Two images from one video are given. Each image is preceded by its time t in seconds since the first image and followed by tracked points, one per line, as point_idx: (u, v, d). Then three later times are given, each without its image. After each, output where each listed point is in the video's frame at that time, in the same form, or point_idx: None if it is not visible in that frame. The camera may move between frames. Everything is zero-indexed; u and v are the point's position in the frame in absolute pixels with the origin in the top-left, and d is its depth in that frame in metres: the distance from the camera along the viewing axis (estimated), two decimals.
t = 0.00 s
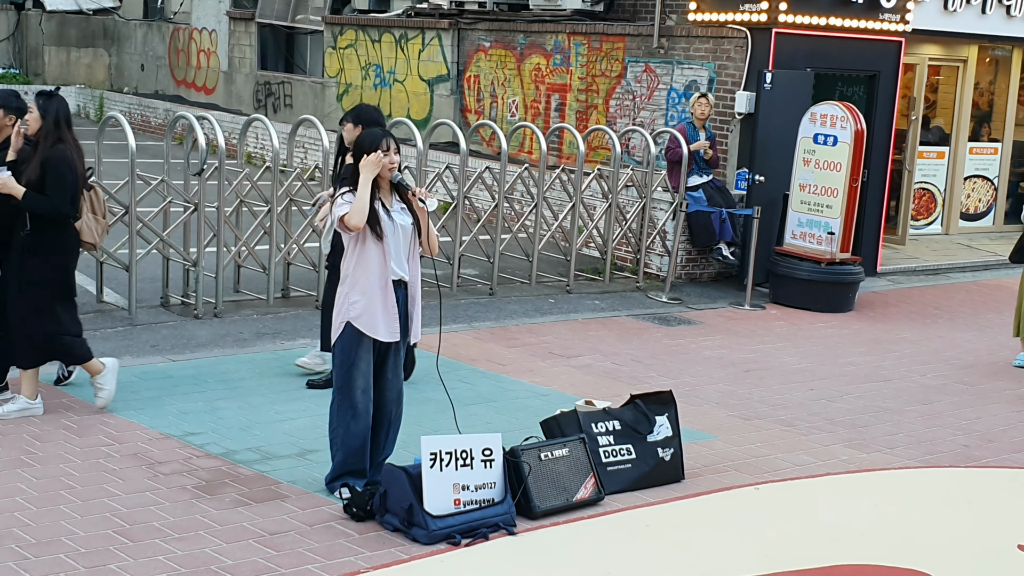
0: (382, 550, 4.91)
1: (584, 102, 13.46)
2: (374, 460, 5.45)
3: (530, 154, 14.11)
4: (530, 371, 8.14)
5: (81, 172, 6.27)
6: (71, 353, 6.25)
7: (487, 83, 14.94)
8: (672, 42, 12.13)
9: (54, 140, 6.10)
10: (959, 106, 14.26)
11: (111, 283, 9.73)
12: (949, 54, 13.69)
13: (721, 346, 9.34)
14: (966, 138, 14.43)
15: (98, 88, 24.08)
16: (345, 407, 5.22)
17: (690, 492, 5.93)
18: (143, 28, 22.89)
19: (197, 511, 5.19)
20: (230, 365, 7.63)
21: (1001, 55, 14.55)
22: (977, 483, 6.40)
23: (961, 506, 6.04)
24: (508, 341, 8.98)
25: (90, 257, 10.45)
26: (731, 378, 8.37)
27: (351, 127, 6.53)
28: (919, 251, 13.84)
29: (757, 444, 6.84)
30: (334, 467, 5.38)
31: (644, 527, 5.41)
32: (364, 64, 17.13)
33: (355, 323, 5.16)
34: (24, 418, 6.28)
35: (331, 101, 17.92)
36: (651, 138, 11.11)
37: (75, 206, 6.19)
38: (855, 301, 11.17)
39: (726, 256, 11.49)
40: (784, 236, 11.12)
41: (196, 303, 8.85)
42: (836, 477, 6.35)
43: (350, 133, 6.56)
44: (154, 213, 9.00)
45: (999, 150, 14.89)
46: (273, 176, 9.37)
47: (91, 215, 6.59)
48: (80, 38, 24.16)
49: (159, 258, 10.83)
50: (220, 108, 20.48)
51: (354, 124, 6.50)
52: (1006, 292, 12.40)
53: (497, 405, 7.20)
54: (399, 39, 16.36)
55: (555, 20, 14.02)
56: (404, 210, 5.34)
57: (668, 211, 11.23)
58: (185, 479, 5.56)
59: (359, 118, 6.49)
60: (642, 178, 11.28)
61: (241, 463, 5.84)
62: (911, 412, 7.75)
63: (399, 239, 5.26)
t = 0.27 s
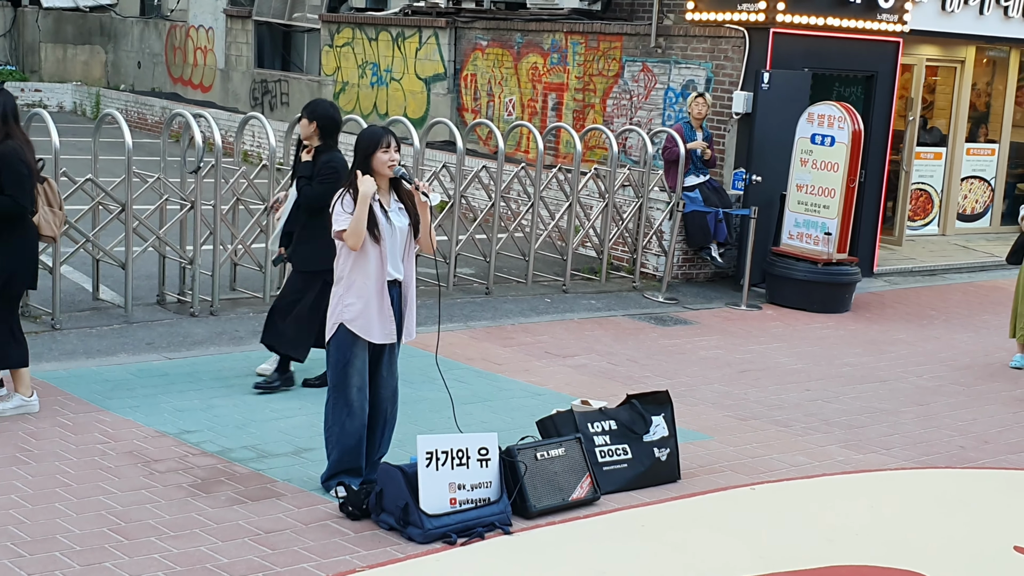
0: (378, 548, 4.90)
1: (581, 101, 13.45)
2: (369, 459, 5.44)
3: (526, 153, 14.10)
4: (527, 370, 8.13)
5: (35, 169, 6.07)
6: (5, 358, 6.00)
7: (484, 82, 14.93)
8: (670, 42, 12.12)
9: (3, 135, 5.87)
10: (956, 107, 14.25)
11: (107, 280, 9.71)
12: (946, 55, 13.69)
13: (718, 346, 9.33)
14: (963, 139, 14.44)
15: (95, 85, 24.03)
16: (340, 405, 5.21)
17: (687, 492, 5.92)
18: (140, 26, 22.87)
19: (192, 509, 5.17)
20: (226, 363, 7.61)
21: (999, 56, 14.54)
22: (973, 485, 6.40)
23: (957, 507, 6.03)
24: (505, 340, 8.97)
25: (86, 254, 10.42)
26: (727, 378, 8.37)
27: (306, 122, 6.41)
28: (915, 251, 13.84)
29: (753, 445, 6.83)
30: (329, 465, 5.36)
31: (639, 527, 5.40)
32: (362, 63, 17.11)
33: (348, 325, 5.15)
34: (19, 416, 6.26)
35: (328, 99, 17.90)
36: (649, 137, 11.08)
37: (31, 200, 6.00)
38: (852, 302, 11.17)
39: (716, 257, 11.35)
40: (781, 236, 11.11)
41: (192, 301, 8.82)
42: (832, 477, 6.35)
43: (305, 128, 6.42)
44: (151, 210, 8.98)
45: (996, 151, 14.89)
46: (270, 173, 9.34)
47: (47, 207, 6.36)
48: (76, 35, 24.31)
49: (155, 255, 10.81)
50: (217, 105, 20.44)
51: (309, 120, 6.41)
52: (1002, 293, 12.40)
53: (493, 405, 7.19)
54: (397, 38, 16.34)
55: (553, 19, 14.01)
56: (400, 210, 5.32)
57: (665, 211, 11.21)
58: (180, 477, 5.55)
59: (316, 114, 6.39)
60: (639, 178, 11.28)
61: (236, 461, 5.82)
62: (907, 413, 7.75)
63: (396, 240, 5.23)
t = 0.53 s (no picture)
0: (373, 545, 4.90)
1: (579, 99, 13.44)
2: (364, 456, 5.44)
3: (523, 151, 14.10)
4: (522, 368, 8.12)
5: None
6: None
7: (481, 80, 14.91)
8: (668, 39, 12.11)
9: None
10: (953, 105, 14.25)
11: (102, 276, 9.69)
12: (943, 54, 13.69)
13: (713, 344, 9.33)
14: (959, 138, 14.44)
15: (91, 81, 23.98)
16: (334, 402, 5.21)
17: (682, 490, 5.92)
18: (137, 21, 22.83)
19: (187, 506, 5.16)
20: (222, 360, 7.60)
21: (996, 55, 14.50)
22: (968, 483, 6.41)
23: (950, 506, 6.04)
24: (500, 338, 8.96)
25: (82, 250, 10.41)
26: (723, 377, 8.37)
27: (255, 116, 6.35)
28: (912, 250, 13.85)
29: (748, 443, 6.83)
30: (324, 462, 5.36)
31: (633, 525, 5.39)
32: (359, 59, 17.09)
33: (340, 324, 5.14)
34: (14, 412, 6.25)
35: (325, 96, 17.88)
36: (645, 136, 11.10)
37: None
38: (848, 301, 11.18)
39: (720, 254, 11.33)
40: (778, 234, 11.12)
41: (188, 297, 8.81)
42: (826, 476, 6.35)
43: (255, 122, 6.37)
44: (147, 207, 8.95)
45: (992, 150, 14.90)
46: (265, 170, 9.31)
47: None
48: (73, 30, 24.28)
49: (151, 252, 10.80)
50: (213, 102, 20.41)
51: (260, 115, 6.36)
52: (998, 292, 12.42)
53: (488, 402, 7.18)
54: (394, 35, 16.32)
55: (550, 17, 14.00)
56: (398, 211, 5.29)
57: (661, 209, 11.23)
58: (175, 473, 5.54)
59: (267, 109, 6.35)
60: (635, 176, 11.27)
61: (231, 458, 5.81)
62: (902, 412, 7.75)
63: (391, 239, 5.21)
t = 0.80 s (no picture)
0: (369, 546, 4.91)
1: (576, 100, 13.45)
2: (361, 457, 5.45)
3: (520, 152, 14.11)
4: (519, 369, 8.14)
5: None
6: None
7: (478, 81, 14.93)
8: (664, 42, 12.12)
9: None
10: (949, 108, 14.28)
11: (99, 277, 9.70)
12: (939, 57, 13.72)
13: (710, 346, 9.35)
14: (956, 141, 14.47)
15: (89, 81, 23.97)
16: (331, 402, 5.22)
17: (677, 492, 5.93)
18: (134, 22, 22.82)
19: (183, 506, 5.17)
20: (218, 360, 7.61)
21: (992, 58, 14.53)
22: (963, 485, 6.42)
23: (945, 508, 6.05)
24: (497, 339, 8.98)
25: (79, 250, 10.41)
26: (719, 378, 8.38)
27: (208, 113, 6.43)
28: (908, 252, 13.88)
29: (744, 444, 6.85)
30: (321, 463, 5.37)
31: (629, 526, 5.41)
32: (356, 60, 17.10)
33: (337, 324, 5.15)
34: (10, 412, 6.26)
35: (323, 97, 17.89)
36: (642, 137, 11.13)
37: None
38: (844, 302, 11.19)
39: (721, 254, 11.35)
40: (775, 236, 11.15)
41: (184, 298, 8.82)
42: (822, 477, 6.37)
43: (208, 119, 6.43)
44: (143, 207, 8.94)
45: (988, 152, 14.93)
46: (263, 171, 9.32)
47: None
48: (71, 30, 24.26)
49: (149, 252, 10.80)
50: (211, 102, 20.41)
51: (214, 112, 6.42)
52: (994, 294, 12.44)
53: (485, 403, 7.20)
54: (391, 36, 16.33)
55: (547, 18, 14.02)
56: (394, 212, 5.31)
57: (658, 211, 11.25)
58: (171, 474, 5.55)
59: (220, 107, 6.42)
60: (632, 178, 11.28)
61: (227, 458, 5.82)
62: (898, 414, 7.77)
63: (387, 240, 5.23)
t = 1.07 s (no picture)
0: (366, 545, 4.91)
1: (573, 100, 13.46)
2: (357, 456, 5.45)
3: (518, 152, 14.12)
4: (516, 368, 8.15)
5: None
6: None
7: (476, 80, 14.94)
8: (663, 42, 12.14)
9: None
10: (947, 109, 14.29)
11: (96, 274, 9.70)
12: (937, 58, 13.74)
13: (707, 346, 9.36)
14: (953, 142, 14.49)
15: (86, 78, 23.95)
16: (329, 401, 5.22)
17: (674, 492, 5.94)
18: (132, 19, 22.80)
19: (180, 505, 5.18)
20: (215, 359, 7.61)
21: (989, 59, 14.55)
22: (960, 486, 6.44)
23: (941, 509, 6.06)
24: (494, 338, 8.99)
25: (76, 248, 10.42)
26: (716, 378, 8.40)
27: (165, 113, 6.32)
28: (906, 253, 13.89)
29: (741, 445, 6.86)
30: (318, 461, 5.37)
31: (625, 526, 5.41)
32: (354, 59, 17.10)
33: (335, 323, 5.16)
34: (8, 409, 6.26)
35: (320, 96, 17.89)
36: (640, 137, 11.16)
37: None
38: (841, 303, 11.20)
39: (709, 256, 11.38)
40: (772, 236, 11.17)
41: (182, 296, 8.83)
42: (818, 478, 6.38)
43: (163, 118, 6.32)
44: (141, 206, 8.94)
45: (986, 154, 14.95)
46: (260, 170, 9.32)
47: None
48: (69, 28, 24.18)
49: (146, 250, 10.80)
50: (209, 100, 20.41)
51: (171, 111, 6.34)
52: (991, 296, 12.46)
53: (482, 403, 7.21)
54: (389, 35, 16.33)
55: (545, 18, 14.03)
56: (390, 209, 5.31)
57: (655, 211, 11.26)
58: (168, 472, 5.55)
59: (177, 106, 6.35)
60: (630, 178, 11.30)
61: (224, 457, 5.83)
62: (894, 415, 7.78)
63: (385, 237, 5.24)
